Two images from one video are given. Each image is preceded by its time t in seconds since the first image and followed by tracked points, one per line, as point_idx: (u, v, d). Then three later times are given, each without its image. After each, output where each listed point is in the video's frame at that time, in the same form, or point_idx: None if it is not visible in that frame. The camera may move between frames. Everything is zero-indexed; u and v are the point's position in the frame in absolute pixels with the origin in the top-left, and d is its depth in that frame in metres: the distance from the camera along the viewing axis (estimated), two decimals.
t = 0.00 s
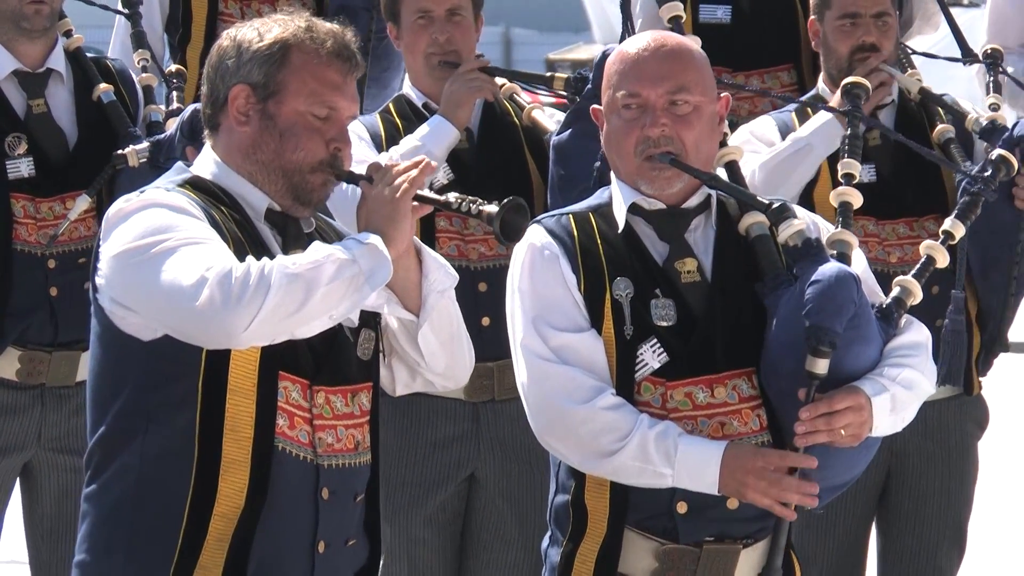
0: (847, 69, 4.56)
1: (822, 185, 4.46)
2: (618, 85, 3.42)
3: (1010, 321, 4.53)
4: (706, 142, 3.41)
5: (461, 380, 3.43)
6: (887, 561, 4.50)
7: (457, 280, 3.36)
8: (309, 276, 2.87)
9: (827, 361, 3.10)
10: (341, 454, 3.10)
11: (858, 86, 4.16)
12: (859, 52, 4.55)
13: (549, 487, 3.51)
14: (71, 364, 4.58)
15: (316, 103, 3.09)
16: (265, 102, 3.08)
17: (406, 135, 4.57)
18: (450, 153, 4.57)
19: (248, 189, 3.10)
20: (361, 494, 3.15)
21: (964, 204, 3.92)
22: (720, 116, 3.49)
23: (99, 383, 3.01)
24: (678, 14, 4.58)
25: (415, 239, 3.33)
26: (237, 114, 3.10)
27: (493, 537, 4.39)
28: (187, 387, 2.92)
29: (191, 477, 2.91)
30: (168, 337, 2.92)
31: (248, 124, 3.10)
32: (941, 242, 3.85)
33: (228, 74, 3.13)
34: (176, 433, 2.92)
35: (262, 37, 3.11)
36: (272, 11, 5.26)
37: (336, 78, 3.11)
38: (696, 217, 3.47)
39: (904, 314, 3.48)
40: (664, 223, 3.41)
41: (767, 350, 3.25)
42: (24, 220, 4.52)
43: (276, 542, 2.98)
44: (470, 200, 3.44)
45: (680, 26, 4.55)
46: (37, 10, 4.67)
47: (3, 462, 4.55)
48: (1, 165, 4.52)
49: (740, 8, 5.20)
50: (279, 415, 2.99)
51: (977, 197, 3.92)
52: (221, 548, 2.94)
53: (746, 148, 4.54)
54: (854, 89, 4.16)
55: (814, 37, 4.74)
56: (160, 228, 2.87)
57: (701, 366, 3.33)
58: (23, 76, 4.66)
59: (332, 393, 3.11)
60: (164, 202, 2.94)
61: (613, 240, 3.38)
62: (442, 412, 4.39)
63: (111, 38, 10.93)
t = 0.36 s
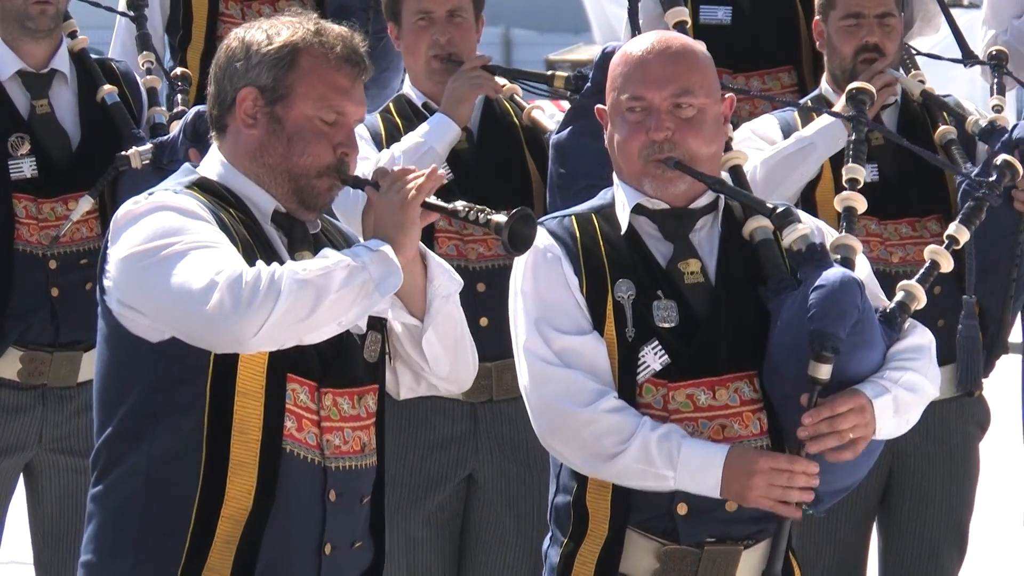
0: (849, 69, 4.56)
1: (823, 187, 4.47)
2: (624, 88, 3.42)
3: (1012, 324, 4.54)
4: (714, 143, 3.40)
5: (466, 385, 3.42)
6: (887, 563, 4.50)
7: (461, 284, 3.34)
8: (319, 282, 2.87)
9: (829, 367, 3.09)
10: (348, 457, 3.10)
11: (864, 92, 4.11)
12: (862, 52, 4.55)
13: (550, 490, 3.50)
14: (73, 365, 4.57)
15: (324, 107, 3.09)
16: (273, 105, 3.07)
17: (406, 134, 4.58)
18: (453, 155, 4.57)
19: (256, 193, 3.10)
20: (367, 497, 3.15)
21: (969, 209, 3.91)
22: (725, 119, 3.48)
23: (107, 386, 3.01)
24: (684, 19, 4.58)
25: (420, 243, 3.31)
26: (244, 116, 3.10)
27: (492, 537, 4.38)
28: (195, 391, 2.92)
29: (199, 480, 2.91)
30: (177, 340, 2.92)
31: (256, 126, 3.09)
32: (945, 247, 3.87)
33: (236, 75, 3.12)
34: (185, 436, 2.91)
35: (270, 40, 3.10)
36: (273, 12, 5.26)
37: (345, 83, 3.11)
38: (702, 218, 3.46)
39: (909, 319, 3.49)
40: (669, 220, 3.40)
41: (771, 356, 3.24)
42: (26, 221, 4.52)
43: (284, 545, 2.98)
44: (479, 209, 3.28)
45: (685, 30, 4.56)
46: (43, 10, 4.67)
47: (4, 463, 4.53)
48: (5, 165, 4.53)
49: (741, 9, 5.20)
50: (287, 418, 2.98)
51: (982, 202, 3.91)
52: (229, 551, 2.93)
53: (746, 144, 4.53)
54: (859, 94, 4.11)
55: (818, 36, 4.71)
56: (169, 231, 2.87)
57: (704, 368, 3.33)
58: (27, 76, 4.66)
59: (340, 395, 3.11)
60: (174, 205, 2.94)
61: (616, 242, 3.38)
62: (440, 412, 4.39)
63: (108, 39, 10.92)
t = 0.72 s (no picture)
0: (852, 74, 4.57)
1: (824, 186, 4.48)
2: (623, 90, 3.43)
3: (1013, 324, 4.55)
4: (713, 143, 3.41)
5: (472, 379, 3.44)
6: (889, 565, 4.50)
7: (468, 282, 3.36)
8: (325, 283, 2.87)
9: (826, 367, 3.10)
10: (353, 458, 3.12)
11: (869, 90, 4.11)
12: (864, 58, 4.55)
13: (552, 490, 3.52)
14: (78, 365, 4.58)
15: (326, 105, 3.09)
16: (275, 105, 3.08)
17: (406, 137, 4.59)
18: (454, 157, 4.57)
19: (261, 194, 3.12)
20: (372, 497, 3.16)
21: (977, 202, 3.92)
22: (724, 117, 3.49)
23: (112, 388, 3.02)
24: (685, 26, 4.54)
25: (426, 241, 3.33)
26: (247, 117, 3.11)
27: (491, 538, 4.39)
28: (200, 393, 2.93)
29: (205, 482, 2.92)
30: (182, 341, 2.93)
31: (259, 127, 3.10)
32: (952, 241, 3.85)
33: (239, 76, 3.13)
34: (190, 438, 2.92)
35: (272, 40, 3.11)
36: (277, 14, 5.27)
37: (347, 81, 3.13)
38: (705, 219, 3.47)
39: (914, 314, 3.49)
40: (671, 222, 3.42)
41: (774, 359, 3.24)
42: (29, 221, 4.53)
43: (290, 546, 2.99)
44: (485, 204, 3.28)
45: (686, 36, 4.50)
46: (46, 11, 4.69)
47: (8, 464, 4.53)
48: (7, 165, 4.53)
49: (741, 10, 5.20)
50: (292, 420, 3.00)
51: (990, 195, 3.93)
52: (235, 554, 2.94)
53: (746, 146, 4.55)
54: (863, 93, 4.10)
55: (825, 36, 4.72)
56: (174, 234, 2.88)
57: (705, 369, 3.33)
58: (29, 76, 4.67)
59: (345, 396, 3.12)
60: (178, 207, 2.95)
61: (617, 245, 3.39)
62: (441, 413, 4.40)
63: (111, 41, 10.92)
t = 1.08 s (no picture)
0: (857, 74, 4.57)
1: (824, 180, 4.48)
2: (623, 87, 3.43)
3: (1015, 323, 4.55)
4: (712, 141, 3.41)
5: (474, 385, 3.42)
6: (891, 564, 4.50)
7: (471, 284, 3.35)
8: (328, 285, 2.87)
9: (825, 362, 3.11)
10: (356, 459, 3.11)
11: (865, 87, 4.13)
12: (869, 58, 4.54)
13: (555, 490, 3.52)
14: (77, 365, 4.58)
15: (332, 106, 3.09)
16: (282, 104, 3.09)
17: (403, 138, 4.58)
18: (455, 157, 4.57)
19: (263, 191, 3.11)
20: (376, 497, 3.16)
21: (975, 196, 3.92)
22: (723, 115, 3.49)
23: (115, 388, 3.02)
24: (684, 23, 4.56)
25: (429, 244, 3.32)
26: (253, 116, 3.12)
27: (492, 539, 4.39)
28: (203, 393, 2.93)
29: (207, 483, 2.92)
30: (186, 341, 2.93)
31: (264, 127, 3.11)
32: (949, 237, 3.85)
33: (245, 75, 3.13)
34: (193, 438, 2.93)
35: (279, 40, 3.11)
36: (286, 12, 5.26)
37: (354, 82, 3.12)
38: (700, 220, 3.46)
39: (914, 312, 3.48)
40: (670, 222, 3.42)
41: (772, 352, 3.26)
42: (26, 217, 4.56)
43: (292, 547, 3.00)
44: (489, 208, 3.27)
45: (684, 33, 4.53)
46: (41, 14, 4.68)
47: (8, 463, 4.53)
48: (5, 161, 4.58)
49: (741, 9, 5.20)
50: (295, 421, 3.00)
51: (988, 189, 3.93)
52: (238, 555, 2.95)
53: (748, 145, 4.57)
54: (859, 90, 4.13)
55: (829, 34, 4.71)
56: (177, 234, 2.88)
57: (706, 368, 3.34)
58: (26, 72, 4.65)
59: (348, 397, 3.11)
60: (181, 207, 2.95)
61: (618, 244, 3.39)
62: (444, 414, 4.40)
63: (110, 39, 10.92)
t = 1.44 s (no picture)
0: (865, 62, 4.53)
1: (828, 173, 4.43)
2: (623, 84, 3.43)
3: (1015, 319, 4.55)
4: (713, 138, 3.42)
5: (484, 366, 3.43)
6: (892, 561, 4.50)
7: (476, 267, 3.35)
8: (326, 269, 2.83)
9: (831, 356, 3.11)
10: (358, 452, 3.11)
11: (865, 81, 4.14)
12: (878, 47, 4.52)
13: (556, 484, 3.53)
14: (75, 359, 4.59)
15: (330, 97, 3.08)
16: (279, 98, 3.08)
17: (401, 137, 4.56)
18: (454, 153, 4.56)
19: (267, 185, 3.13)
20: (377, 490, 3.16)
21: (971, 198, 3.92)
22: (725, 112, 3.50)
23: (118, 382, 3.02)
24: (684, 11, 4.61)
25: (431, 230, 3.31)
26: (252, 111, 3.12)
27: (495, 538, 4.39)
28: (204, 387, 2.92)
29: (208, 476, 2.92)
30: (188, 335, 2.92)
31: (263, 121, 3.11)
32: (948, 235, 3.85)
33: (242, 70, 3.13)
34: (195, 431, 2.92)
35: (272, 33, 3.11)
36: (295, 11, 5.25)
37: (349, 70, 3.11)
38: (703, 214, 3.47)
39: (912, 308, 3.49)
40: (671, 217, 3.41)
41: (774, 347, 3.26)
42: (21, 205, 4.53)
43: (293, 541, 3.00)
44: (487, 191, 3.27)
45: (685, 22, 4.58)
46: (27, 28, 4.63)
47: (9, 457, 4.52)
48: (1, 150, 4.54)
49: (739, 5, 5.18)
50: (297, 414, 3.00)
51: (983, 191, 3.92)
52: (239, 548, 2.95)
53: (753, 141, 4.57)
54: (860, 84, 4.13)
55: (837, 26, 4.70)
56: (173, 227, 2.87)
57: (707, 363, 3.34)
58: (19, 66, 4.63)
59: (349, 390, 3.11)
60: (180, 201, 2.94)
61: (619, 238, 3.38)
62: (449, 412, 4.39)
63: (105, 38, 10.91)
